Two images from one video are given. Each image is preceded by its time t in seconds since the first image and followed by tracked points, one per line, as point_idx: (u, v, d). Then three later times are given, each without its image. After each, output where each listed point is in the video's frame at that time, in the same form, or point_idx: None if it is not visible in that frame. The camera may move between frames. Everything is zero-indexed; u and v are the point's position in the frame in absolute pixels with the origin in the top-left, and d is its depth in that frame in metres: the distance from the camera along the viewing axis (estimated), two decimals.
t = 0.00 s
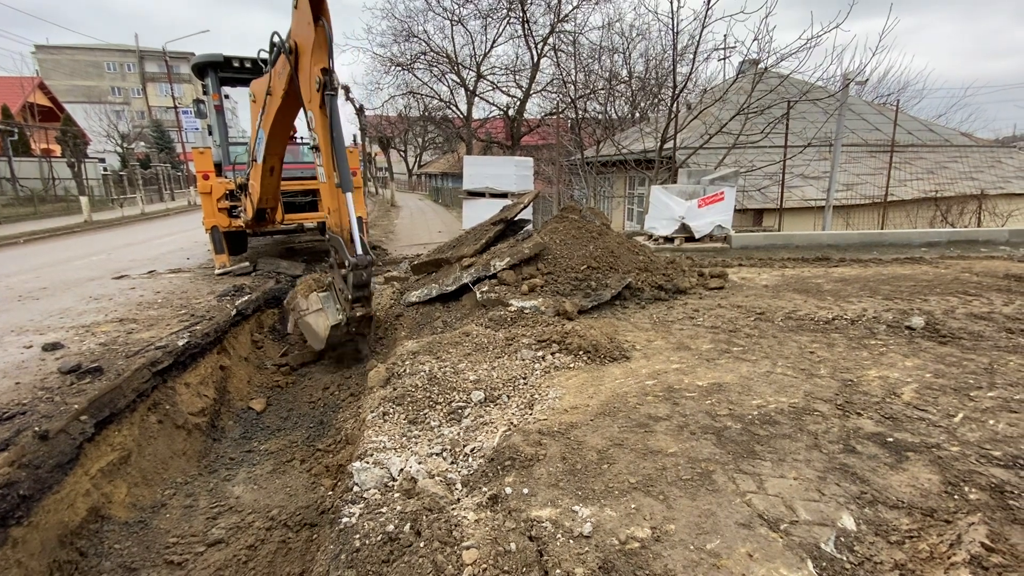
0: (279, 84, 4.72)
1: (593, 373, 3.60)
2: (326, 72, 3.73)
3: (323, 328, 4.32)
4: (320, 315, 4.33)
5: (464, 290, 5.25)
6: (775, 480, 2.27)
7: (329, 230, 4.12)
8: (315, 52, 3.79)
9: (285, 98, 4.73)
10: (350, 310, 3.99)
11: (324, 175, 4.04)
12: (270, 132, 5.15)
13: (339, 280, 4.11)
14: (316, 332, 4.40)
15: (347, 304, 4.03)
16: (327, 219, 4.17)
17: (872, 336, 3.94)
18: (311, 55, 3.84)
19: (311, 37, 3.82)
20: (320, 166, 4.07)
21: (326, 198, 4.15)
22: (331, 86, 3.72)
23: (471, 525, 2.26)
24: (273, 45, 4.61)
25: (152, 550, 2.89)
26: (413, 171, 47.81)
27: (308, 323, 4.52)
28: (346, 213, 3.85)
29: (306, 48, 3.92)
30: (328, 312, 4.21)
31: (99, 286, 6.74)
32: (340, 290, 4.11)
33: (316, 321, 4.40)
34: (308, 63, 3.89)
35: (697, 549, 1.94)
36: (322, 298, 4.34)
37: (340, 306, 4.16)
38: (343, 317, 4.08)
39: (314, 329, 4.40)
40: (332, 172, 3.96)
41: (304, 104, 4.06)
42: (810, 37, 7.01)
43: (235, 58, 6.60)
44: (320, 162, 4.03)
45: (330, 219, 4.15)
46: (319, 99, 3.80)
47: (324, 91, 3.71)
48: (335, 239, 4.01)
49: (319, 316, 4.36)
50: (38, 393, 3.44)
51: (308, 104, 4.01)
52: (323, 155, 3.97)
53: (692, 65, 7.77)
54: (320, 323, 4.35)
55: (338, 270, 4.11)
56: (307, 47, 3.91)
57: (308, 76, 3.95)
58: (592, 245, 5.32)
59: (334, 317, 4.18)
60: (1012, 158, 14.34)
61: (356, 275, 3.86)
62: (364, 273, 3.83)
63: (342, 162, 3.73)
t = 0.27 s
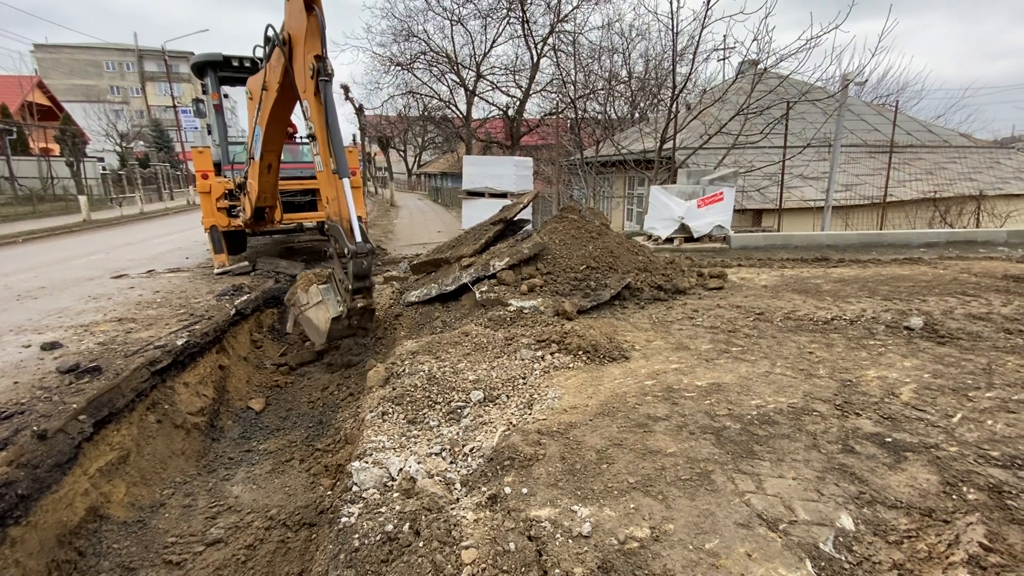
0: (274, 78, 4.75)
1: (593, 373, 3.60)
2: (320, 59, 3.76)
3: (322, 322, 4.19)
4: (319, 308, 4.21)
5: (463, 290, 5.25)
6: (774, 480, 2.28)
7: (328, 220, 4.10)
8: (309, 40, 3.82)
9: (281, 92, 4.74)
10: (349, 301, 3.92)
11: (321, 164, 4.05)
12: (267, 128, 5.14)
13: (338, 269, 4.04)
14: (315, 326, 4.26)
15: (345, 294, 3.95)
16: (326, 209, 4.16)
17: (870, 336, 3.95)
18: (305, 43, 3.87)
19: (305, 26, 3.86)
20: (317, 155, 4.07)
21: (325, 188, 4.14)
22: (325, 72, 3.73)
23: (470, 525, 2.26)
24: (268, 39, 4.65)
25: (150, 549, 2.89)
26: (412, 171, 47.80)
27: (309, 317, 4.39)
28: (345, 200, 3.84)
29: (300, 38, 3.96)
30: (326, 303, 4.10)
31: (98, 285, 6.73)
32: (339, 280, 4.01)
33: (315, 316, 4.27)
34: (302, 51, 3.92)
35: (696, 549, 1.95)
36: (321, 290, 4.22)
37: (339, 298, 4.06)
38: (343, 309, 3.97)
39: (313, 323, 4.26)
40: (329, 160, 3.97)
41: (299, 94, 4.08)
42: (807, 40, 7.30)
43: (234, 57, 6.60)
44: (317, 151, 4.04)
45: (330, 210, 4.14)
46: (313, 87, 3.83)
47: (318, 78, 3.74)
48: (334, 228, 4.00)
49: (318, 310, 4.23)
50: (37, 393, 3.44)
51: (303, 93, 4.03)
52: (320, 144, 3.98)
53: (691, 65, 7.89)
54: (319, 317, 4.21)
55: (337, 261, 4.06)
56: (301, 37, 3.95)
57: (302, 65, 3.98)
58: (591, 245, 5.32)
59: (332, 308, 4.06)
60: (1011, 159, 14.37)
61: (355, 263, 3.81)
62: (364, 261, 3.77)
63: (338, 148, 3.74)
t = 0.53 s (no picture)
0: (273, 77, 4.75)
1: (592, 374, 3.60)
2: (320, 52, 3.77)
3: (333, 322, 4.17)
4: (329, 308, 4.18)
5: (463, 290, 5.25)
6: (773, 481, 2.28)
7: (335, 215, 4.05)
8: (308, 35, 3.83)
9: (280, 91, 4.75)
10: (359, 298, 3.88)
11: (326, 159, 4.03)
12: (266, 128, 5.14)
13: (345, 266, 4.00)
14: (326, 327, 4.24)
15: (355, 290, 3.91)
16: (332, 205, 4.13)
17: (870, 336, 3.95)
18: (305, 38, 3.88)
19: (304, 21, 3.88)
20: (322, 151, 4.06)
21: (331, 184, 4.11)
22: (325, 65, 3.74)
23: (469, 525, 2.26)
24: (267, 39, 4.66)
25: (149, 549, 2.89)
26: (412, 171, 47.79)
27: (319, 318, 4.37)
28: (351, 193, 3.81)
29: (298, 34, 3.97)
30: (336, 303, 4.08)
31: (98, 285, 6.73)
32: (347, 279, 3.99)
33: (325, 316, 4.24)
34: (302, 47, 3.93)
35: (695, 550, 1.95)
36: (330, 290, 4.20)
37: (349, 295, 4.03)
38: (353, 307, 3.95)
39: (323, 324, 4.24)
40: (333, 154, 3.95)
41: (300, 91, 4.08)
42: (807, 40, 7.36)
43: (234, 57, 6.60)
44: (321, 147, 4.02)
45: (336, 205, 4.11)
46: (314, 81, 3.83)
47: (319, 72, 3.74)
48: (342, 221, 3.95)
49: (328, 311, 4.21)
50: (35, 392, 3.44)
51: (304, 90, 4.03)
52: (323, 140, 3.97)
53: (689, 66, 7.84)
54: (330, 318, 4.19)
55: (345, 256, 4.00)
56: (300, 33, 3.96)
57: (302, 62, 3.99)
58: (592, 246, 5.32)
59: (342, 307, 4.04)
60: (1011, 160, 14.39)
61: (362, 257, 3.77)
62: (372, 255, 3.74)
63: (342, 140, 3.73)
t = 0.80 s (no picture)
0: (273, 77, 4.75)
1: (591, 374, 3.60)
2: (320, 48, 3.76)
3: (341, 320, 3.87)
4: (337, 305, 3.91)
5: (463, 291, 5.24)
6: (772, 481, 2.28)
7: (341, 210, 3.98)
8: (308, 32, 3.83)
9: (280, 91, 4.75)
10: (369, 292, 3.62)
11: (331, 154, 4.00)
12: (266, 128, 5.13)
13: (354, 260, 3.82)
14: (334, 326, 3.94)
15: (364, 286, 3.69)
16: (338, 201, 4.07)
17: (869, 337, 3.96)
18: (305, 35, 3.88)
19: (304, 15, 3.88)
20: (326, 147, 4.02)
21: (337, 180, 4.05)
22: (327, 60, 3.73)
23: (468, 525, 2.26)
24: (267, 40, 4.67)
25: (147, 550, 2.89)
26: (411, 172, 47.81)
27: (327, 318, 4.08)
28: (357, 185, 3.75)
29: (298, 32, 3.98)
30: (345, 299, 3.82)
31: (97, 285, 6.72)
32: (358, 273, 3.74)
33: (334, 315, 3.96)
34: (302, 43, 3.93)
35: (694, 550, 1.95)
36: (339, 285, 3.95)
37: (358, 290, 3.77)
38: (362, 302, 3.68)
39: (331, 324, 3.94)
40: (338, 149, 3.92)
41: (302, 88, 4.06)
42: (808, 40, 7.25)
43: (233, 57, 6.61)
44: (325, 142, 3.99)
45: (343, 200, 4.04)
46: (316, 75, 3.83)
47: (320, 66, 3.73)
48: (348, 215, 3.87)
49: (337, 309, 3.93)
50: (34, 392, 3.43)
51: (305, 86, 4.02)
52: (327, 135, 3.95)
53: (689, 66, 7.78)
54: (338, 316, 3.91)
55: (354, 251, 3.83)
56: (300, 30, 3.97)
57: (304, 59, 3.99)
58: (591, 247, 5.32)
59: (352, 303, 3.78)
60: (1010, 161, 14.41)
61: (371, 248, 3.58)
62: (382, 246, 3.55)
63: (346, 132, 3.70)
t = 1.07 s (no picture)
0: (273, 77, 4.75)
1: (591, 375, 3.60)
2: (320, 42, 3.76)
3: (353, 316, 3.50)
4: (348, 300, 3.54)
5: (462, 291, 5.23)
6: (771, 482, 2.28)
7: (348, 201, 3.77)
8: (308, 27, 3.83)
9: (280, 91, 4.75)
10: (381, 283, 3.30)
11: (336, 147, 3.88)
12: (266, 129, 5.14)
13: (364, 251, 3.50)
14: (345, 323, 3.55)
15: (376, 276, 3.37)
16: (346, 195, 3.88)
17: (868, 338, 3.96)
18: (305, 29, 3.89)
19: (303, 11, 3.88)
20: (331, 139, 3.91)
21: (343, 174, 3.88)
22: (329, 51, 3.71)
23: (467, 526, 2.26)
24: (267, 41, 4.68)
25: (146, 550, 2.89)
26: (411, 172, 47.83)
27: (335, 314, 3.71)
28: (363, 168, 3.57)
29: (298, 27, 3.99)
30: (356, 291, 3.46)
31: (96, 284, 6.72)
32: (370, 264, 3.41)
33: (344, 311, 3.59)
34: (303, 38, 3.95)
35: (694, 551, 1.95)
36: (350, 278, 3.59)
37: (371, 281, 3.44)
38: (375, 293, 3.34)
39: (342, 320, 3.56)
40: (343, 140, 3.79)
41: (304, 85, 4.06)
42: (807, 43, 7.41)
43: (233, 57, 6.62)
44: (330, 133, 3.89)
45: (350, 192, 3.84)
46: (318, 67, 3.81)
47: (321, 58, 3.72)
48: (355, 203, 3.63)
49: (347, 304, 3.56)
50: (33, 392, 3.43)
51: (309, 81, 4.01)
52: (332, 127, 3.86)
53: (689, 67, 7.77)
54: (348, 312, 3.53)
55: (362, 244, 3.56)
56: (300, 26, 3.99)
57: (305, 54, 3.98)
58: (591, 247, 5.32)
59: (364, 295, 3.42)
60: (1009, 163, 14.42)
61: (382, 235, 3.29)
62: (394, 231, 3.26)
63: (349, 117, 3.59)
